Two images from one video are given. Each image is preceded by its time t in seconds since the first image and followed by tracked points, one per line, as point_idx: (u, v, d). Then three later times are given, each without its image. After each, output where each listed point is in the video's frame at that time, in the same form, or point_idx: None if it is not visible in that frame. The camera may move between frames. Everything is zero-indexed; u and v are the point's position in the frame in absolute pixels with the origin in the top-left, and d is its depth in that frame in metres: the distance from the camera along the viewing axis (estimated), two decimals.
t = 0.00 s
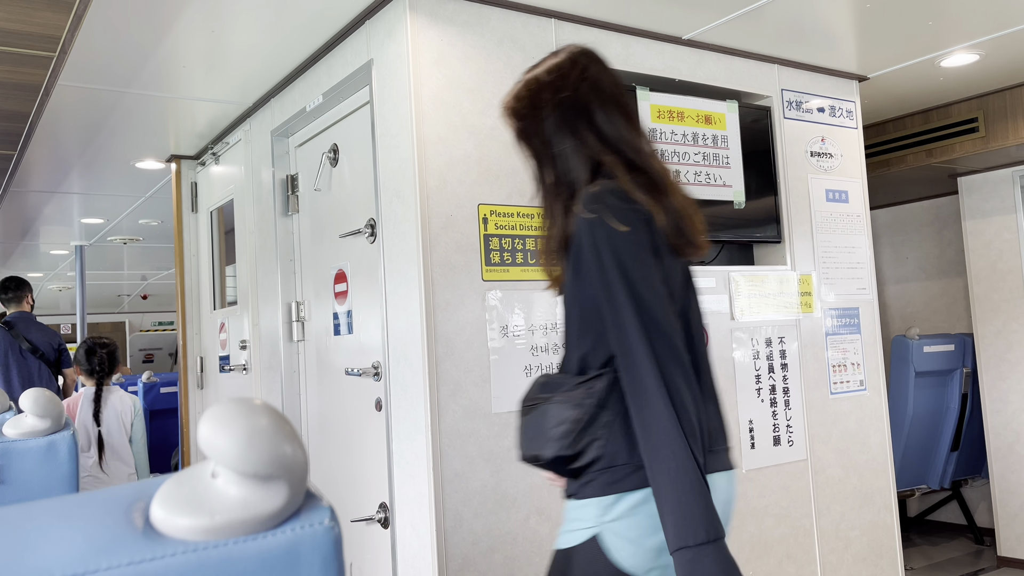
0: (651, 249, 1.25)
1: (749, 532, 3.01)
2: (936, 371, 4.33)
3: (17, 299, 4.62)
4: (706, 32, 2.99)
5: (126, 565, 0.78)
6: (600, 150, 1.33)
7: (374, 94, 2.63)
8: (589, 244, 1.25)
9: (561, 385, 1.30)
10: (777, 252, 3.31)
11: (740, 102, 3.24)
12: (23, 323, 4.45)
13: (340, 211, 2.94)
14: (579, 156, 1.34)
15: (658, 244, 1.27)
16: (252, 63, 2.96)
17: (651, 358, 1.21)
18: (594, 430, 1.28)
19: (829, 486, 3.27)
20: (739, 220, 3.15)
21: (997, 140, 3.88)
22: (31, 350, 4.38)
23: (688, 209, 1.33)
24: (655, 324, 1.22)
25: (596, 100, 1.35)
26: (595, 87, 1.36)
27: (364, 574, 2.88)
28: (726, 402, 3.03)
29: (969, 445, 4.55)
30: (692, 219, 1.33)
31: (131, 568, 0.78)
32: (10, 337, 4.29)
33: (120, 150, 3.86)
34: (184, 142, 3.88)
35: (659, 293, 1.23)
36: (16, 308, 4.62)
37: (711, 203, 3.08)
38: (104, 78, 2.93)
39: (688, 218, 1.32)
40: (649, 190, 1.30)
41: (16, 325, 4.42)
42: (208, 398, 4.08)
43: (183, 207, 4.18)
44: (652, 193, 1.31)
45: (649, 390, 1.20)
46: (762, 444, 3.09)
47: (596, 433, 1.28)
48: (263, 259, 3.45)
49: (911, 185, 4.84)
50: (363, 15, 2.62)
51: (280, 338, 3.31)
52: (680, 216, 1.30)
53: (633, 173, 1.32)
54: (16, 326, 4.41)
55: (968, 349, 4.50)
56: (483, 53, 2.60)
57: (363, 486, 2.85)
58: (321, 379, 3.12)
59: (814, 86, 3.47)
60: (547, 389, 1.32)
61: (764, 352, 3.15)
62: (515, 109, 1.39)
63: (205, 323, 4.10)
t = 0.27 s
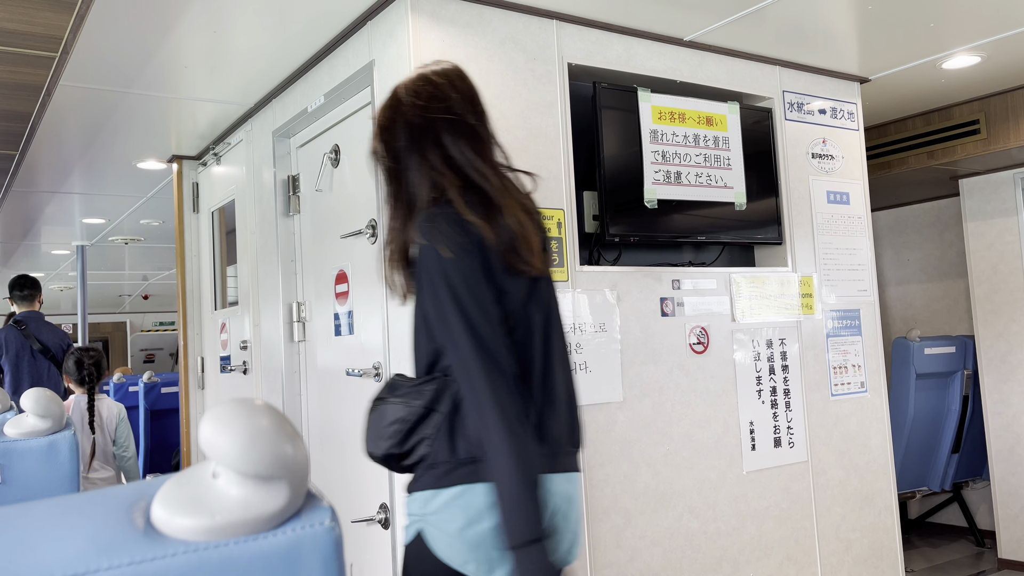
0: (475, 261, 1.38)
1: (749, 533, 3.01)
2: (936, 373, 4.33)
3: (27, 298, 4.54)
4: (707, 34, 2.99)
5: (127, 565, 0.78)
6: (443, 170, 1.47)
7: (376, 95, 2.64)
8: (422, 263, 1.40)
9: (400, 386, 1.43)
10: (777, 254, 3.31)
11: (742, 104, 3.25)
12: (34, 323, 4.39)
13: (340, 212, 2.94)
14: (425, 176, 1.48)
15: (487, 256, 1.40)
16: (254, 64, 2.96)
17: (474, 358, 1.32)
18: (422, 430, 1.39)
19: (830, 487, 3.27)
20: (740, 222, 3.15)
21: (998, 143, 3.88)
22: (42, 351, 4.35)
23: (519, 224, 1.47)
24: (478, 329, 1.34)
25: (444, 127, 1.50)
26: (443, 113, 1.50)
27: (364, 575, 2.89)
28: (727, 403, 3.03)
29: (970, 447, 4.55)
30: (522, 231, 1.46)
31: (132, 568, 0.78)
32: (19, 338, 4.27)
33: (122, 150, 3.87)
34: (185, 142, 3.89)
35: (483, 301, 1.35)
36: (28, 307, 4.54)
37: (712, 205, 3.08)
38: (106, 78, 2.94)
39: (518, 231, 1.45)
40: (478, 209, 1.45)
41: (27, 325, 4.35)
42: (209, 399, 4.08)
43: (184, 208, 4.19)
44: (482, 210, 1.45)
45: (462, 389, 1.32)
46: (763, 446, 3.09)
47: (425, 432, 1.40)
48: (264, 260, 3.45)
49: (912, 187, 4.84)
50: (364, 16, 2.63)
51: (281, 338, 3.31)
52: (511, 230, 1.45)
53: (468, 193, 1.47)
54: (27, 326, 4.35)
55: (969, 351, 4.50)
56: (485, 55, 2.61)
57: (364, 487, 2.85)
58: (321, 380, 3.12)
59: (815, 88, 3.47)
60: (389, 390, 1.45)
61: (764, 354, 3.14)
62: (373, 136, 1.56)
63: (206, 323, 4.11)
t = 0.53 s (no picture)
0: (323, 279, 1.48)
1: (749, 535, 3.01)
2: (937, 375, 4.33)
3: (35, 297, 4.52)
4: (708, 35, 2.99)
5: (124, 566, 0.78)
6: (324, 186, 1.58)
7: (377, 96, 2.64)
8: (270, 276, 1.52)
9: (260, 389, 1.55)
10: (778, 256, 3.32)
11: (743, 105, 3.24)
12: (42, 322, 4.37)
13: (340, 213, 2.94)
14: (310, 193, 1.60)
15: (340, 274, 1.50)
16: (256, 64, 2.96)
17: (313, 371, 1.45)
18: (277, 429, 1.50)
19: (830, 489, 3.26)
20: (741, 223, 3.15)
21: (999, 145, 3.88)
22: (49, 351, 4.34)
23: (385, 238, 1.51)
24: (314, 345, 1.46)
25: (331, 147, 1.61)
26: (325, 129, 1.63)
27: None
28: (727, 405, 3.03)
29: (971, 449, 4.54)
30: (384, 245, 1.50)
31: (129, 568, 0.78)
32: (27, 339, 4.26)
33: (123, 150, 3.87)
34: (186, 142, 3.89)
35: (321, 317, 1.46)
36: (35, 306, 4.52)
37: (712, 206, 3.08)
38: (108, 77, 2.94)
39: (379, 245, 1.50)
40: (344, 224, 1.51)
41: (35, 324, 4.34)
42: (208, 399, 4.08)
43: (185, 207, 4.18)
44: (348, 225, 1.51)
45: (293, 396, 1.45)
46: (763, 448, 3.09)
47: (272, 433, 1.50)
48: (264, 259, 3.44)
49: (914, 189, 4.84)
50: (365, 16, 2.63)
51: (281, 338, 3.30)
52: (367, 245, 1.50)
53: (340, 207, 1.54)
54: (35, 326, 4.34)
55: (970, 353, 4.50)
56: (486, 56, 2.61)
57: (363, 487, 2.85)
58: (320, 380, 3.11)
59: (816, 89, 3.47)
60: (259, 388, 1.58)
61: (765, 355, 3.14)
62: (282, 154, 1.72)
63: (206, 323, 4.10)
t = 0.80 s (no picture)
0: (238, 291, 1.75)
1: (749, 536, 3.01)
2: (938, 377, 4.33)
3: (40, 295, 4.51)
4: (710, 36, 2.99)
5: (123, 563, 0.78)
6: (257, 206, 1.84)
7: (378, 95, 2.65)
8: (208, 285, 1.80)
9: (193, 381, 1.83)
10: (779, 258, 3.31)
11: (745, 106, 3.24)
12: (47, 320, 4.39)
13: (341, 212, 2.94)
14: (248, 210, 1.87)
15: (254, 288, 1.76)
16: (257, 64, 2.97)
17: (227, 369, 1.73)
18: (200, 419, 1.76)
19: (830, 491, 3.26)
20: (742, 224, 3.15)
21: (1000, 147, 3.88)
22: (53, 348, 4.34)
23: (297, 260, 1.74)
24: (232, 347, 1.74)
25: (267, 172, 1.87)
26: (266, 156, 1.89)
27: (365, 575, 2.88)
28: (728, 406, 3.03)
29: (971, 451, 4.54)
30: (298, 266, 1.74)
31: (128, 565, 0.78)
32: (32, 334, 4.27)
33: (124, 149, 3.87)
34: (187, 141, 3.89)
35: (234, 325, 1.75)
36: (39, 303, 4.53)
37: (713, 208, 3.08)
38: (109, 76, 2.94)
39: (290, 266, 1.74)
40: (265, 243, 1.76)
41: (39, 321, 4.36)
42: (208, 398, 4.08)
43: (185, 206, 4.15)
44: (268, 246, 1.76)
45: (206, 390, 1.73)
46: (763, 449, 3.08)
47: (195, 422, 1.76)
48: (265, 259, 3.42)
49: (915, 191, 4.84)
50: (367, 16, 2.63)
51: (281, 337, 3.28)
52: (282, 265, 1.74)
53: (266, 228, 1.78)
54: (39, 322, 4.35)
55: (970, 356, 4.49)
56: (487, 56, 2.62)
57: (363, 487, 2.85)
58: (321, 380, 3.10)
59: (817, 91, 3.47)
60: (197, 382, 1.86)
61: (765, 356, 3.14)
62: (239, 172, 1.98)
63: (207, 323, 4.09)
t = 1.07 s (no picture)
0: (193, 291, 1.77)
1: (749, 537, 3.01)
2: (939, 379, 4.33)
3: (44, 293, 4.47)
4: (713, 37, 2.99)
5: (126, 561, 0.78)
6: (212, 210, 1.86)
7: (381, 95, 2.65)
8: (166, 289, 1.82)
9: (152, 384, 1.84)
10: (781, 259, 3.31)
11: (747, 107, 3.24)
12: (53, 317, 4.32)
13: (343, 211, 2.94)
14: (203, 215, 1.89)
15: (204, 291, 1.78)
16: (259, 62, 2.96)
17: (178, 369, 1.74)
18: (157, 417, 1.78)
19: (830, 493, 3.26)
20: (744, 225, 3.15)
21: (1004, 149, 3.88)
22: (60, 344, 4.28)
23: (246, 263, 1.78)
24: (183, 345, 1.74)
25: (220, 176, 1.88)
26: (222, 164, 1.90)
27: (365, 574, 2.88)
28: (729, 407, 3.03)
29: (971, 454, 4.54)
30: (249, 269, 1.77)
31: (131, 564, 0.78)
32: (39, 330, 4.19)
33: (126, 147, 3.87)
34: (189, 139, 3.88)
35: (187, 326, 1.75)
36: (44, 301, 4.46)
37: (715, 208, 3.08)
38: (112, 74, 2.93)
39: (240, 269, 1.77)
40: (218, 247, 1.79)
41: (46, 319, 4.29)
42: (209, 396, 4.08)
43: (188, 205, 4.16)
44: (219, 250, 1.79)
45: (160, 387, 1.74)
46: (764, 450, 3.08)
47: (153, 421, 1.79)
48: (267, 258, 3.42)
49: (918, 192, 4.83)
50: (370, 15, 2.63)
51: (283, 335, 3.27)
52: (234, 269, 1.77)
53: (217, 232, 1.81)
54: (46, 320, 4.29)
55: (972, 358, 4.49)
56: (490, 55, 2.62)
57: (364, 486, 2.85)
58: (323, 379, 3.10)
59: (820, 92, 3.47)
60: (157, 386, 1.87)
61: (767, 357, 3.14)
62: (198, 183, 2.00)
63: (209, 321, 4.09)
